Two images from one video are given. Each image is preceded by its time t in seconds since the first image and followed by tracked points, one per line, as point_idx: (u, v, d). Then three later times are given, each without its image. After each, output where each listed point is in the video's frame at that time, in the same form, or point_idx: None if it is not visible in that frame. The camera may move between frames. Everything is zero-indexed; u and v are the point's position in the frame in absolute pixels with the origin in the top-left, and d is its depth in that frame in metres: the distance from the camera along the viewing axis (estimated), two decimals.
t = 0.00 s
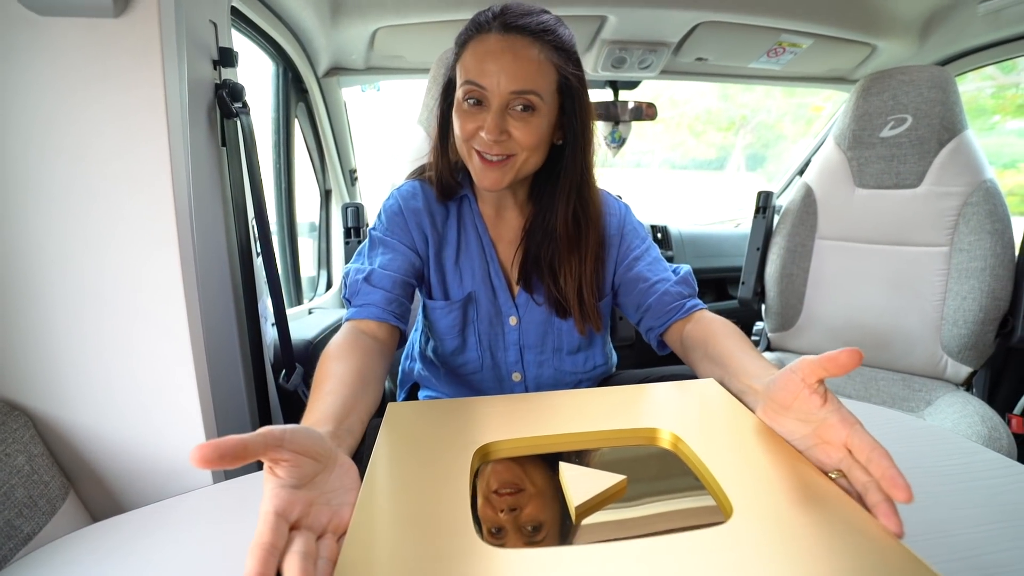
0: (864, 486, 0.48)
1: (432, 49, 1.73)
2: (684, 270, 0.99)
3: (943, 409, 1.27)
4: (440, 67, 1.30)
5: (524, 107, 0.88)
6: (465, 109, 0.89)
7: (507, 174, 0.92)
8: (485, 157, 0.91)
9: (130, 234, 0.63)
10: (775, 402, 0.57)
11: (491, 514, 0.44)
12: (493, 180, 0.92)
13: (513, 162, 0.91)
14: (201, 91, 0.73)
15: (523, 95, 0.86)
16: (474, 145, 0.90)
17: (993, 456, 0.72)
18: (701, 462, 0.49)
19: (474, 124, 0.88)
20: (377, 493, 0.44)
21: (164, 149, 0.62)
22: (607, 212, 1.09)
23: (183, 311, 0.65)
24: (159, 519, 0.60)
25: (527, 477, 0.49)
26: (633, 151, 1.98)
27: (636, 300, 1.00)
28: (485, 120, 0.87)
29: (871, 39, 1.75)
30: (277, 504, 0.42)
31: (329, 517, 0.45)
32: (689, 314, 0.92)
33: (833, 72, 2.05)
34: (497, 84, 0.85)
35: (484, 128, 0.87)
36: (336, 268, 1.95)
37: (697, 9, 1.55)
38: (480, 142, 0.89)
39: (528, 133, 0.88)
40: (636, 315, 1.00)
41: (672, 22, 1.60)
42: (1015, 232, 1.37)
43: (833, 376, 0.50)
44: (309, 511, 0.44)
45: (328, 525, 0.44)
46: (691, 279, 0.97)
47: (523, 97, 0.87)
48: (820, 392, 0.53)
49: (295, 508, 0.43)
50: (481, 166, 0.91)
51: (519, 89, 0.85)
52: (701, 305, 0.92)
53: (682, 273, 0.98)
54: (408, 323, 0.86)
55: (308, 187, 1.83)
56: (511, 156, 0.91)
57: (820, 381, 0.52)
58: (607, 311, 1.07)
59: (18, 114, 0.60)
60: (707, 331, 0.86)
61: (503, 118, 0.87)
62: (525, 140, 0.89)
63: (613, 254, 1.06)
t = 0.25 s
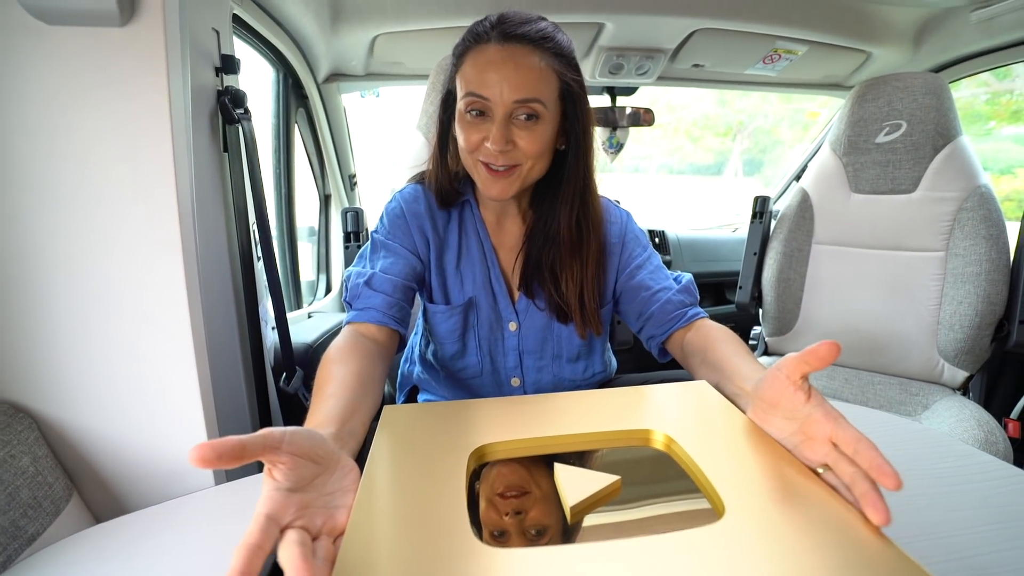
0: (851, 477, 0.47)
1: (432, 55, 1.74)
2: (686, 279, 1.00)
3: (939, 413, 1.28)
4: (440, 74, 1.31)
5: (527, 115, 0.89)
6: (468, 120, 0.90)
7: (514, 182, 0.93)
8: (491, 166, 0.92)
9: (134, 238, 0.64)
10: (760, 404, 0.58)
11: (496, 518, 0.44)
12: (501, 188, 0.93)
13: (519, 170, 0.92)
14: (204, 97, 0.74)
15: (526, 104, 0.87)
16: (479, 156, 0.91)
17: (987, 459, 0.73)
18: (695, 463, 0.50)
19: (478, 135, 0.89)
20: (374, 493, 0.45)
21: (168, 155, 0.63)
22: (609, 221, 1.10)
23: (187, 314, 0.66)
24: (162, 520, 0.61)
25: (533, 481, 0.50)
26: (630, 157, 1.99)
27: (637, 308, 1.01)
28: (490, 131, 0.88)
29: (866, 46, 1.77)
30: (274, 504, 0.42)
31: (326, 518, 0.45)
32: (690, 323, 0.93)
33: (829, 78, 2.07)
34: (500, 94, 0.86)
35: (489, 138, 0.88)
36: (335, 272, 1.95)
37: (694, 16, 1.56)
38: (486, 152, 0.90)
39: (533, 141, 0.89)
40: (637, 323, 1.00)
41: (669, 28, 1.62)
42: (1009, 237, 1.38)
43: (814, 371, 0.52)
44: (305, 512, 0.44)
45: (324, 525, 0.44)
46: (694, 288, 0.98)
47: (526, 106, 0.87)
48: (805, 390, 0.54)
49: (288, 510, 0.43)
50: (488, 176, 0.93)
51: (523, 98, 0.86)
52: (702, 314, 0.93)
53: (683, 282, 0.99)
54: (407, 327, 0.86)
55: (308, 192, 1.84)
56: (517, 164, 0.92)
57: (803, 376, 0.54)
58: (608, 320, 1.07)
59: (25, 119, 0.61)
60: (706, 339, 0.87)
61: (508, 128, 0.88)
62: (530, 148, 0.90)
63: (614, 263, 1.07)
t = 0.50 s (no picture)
0: (850, 469, 0.47)
1: (435, 57, 1.74)
2: (694, 279, 0.99)
3: (943, 413, 1.28)
4: (443, 74, 1.31)
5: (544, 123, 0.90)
6: (485, 135, 0.90)
7: (536, 189, 0.95)
8: (512, 177, 0.93)
9: (141, 238, 0.64)
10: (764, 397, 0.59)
11: (509, 511, 0.44)
12: (523, 197, 0.95)
13: (540, 177, 0.94)
14: (210, 99, 0.75)
15: (544, 114, 0.87)
16: (500, 168, 0.92)
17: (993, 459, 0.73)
18: (696, 458, 0.50)
19: (497, 149, 0.89)
20: (379, 489, 0.45)
21: (175, 156, 0.64)
22: (615, 222, 1.09)
23: (193, 314, 0.66)
24: (169, 518, 0.61)
25: (546, 474, 0.50)
26: (634, 158, 1.99)
27: (645, 309, 1.01)
28: (510, 144, 0.89)
29: (869, 46, 1.77)
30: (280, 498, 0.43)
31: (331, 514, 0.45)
32: (698, 323, 0.92)
33: (832, 79, 2.07)
34: (518, 108, 0.86)
35: (510, 151, 0.89)
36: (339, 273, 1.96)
37: (697, 17, 1.56)
38: (507, 164, 0.91)
39: (552, 147, 0.90)
40: (646, 325, 1.00)
41: (672, 29, 1.62)
42: (1014, 237, 1.38)
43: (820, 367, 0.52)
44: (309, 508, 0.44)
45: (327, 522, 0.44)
46: (701, 288, 0.97)
47: (544, 116, 0.88)
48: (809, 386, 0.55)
49: (292, 505, 0.43)
50: (509, 187, 0.94)
51: (541, 109, 0.86)
52: (710, 313, 0.92)
53: (692, 283, 0.98)
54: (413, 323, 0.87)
55: (312, 193, 1.84)
56: (538, 172, 0.93)
57: (807, 373, 0.54)
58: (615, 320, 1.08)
59: (33, 121, 0.62)
60: (712, 338, 0.88)
61: (527, 139, 0.88)
62: (549, 155, 0.91)
63: (622, 264, 1.06)
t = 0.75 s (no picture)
0: (844, 469, 0.47)
1: (436, 60, 1.75)
2: (699, 285, 1.01)
3: (945, 415, 1.28)
4: (445, 77, 1.32)
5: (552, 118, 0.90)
6: (494, 131, 0.90)
7: (545, 185, 0.95)
8: (521, 172, 0.93)
9: (145, 242, 0.65)
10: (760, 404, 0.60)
11: (517, 523, 0.44)
12: (533, 193, 0.95)
13: (549, 173, 0.94)
14: (214, 102, 0.75)
15: (553, 108, 0.88)
16: (510, 164, 0.92)
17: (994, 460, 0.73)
18: (697, 464, 0.51)
19: (507, 145, 0.89)
20: (382, 491, 0.45)
21: (179, 159, 0.64)
22: (619, 228, 1.10)
23: (197, 317, 0.67)
24: (172, 522, 0.61)
25: (547, 481, 0.50)
26: (635, 160, 2.00)
27: (648, 318, 1.02)
28: (520, 138, 0.89)
29: (869, 49, 1.78)
30: (281, 502, 0.43)
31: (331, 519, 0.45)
32: (702, 328, 0.93)
33: (832, 81, 2.07)
34: (527, 102, 0.86)
35: (520, 146, 0.89)
36: (340, 275, 1.96)
37: (697, 20, 1.57)
38: (517, 159, 0.91)
39: (561, 142, 0.91)
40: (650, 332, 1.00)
41: (672, 32, 1.62)
42: (1014, 239, 1.38)
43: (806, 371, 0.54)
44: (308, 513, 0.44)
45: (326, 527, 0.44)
46: (706, 294, 0.98)
47: (552, 110, 0.88)
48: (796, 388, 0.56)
49: (294, 510, 0.43)
50: (519, 183, 0.94)
51: (549, 103, 0.87)
52: (715, 319, 0.93)
53: (696, 288, 1.00)
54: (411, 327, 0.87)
55: (313, 195, 1.85)
56: (547, 167, 0.93)
57: (796, 376, 0.56)
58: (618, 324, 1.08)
59: (37, 124, 0.62)
60: (717, 343, 0.88)
61: (537, 134, 0.88)
62: (558, 149, 0.91)
63: (626, 269, 1.07)
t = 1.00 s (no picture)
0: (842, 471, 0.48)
1: (436, 62, 1.76)
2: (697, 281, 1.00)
3: (943, 418, 1.28)
4: (445, 80, 1.32)
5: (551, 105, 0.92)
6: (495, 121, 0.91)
7: (548, 174, 0.95)
8: (524, 161, 0.93)
9: (146, 244, 0.65)
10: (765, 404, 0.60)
11: (518, 525, 0.44)
12: (537, 181, 0.94)
13: (551, 160, 0.94)
14: (214, 105, 0.75)
15: (551, 93, 0.89)
16: (512, 154, 0.92)
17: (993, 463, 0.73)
18: (698, 467, 0.51)
19: (509, 133, 0.90)
20: (379, 495, 0.45)
21: (180, 163, 0.64)
22: (618, 227, 1.11)
23: (197, 320, 0.67)
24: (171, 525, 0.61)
25: (547, 483, 0.50)
26: (633, 162, 2.00)
27: (648, 317, 1.02)
28: (521, 125, 0.90)
29: (867, 53, 1.78)
30: (292, 497, 0.43)
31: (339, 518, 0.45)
32: (699, 326, 0.93)
33: (830, 84, 2.08)
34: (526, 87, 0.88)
35: (521, 132, 0.90)
36: (339, 277, 1.96)
37: (696, 24, 1.57)
38: (520, 147, 0.91)
39: (562, 130, 0.92)
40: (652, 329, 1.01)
41: (671, 35, 1.63)
42: (1012, 242, 1.39)
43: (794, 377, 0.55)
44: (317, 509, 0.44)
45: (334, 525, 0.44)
46: (703, 291, 0.97)
47: (550, 95, 0.90)
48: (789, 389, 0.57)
49: (303, 506, 0.44)
50: (523, 172, 0.94)
51: (547, 88, 0.89)
52: (713, 317, 0.93)
53: (693, 287, 0.99)
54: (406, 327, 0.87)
55: (313, 198, 1.85)
56: (549, 156, 0.93)
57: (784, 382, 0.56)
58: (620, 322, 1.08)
59: (38, 127, 0.62)
60: (715, 341, 0.88)
61: (537, 121, 0.90)
62: (559, 135, 0.92)
63: (627, 267, 1.08)
